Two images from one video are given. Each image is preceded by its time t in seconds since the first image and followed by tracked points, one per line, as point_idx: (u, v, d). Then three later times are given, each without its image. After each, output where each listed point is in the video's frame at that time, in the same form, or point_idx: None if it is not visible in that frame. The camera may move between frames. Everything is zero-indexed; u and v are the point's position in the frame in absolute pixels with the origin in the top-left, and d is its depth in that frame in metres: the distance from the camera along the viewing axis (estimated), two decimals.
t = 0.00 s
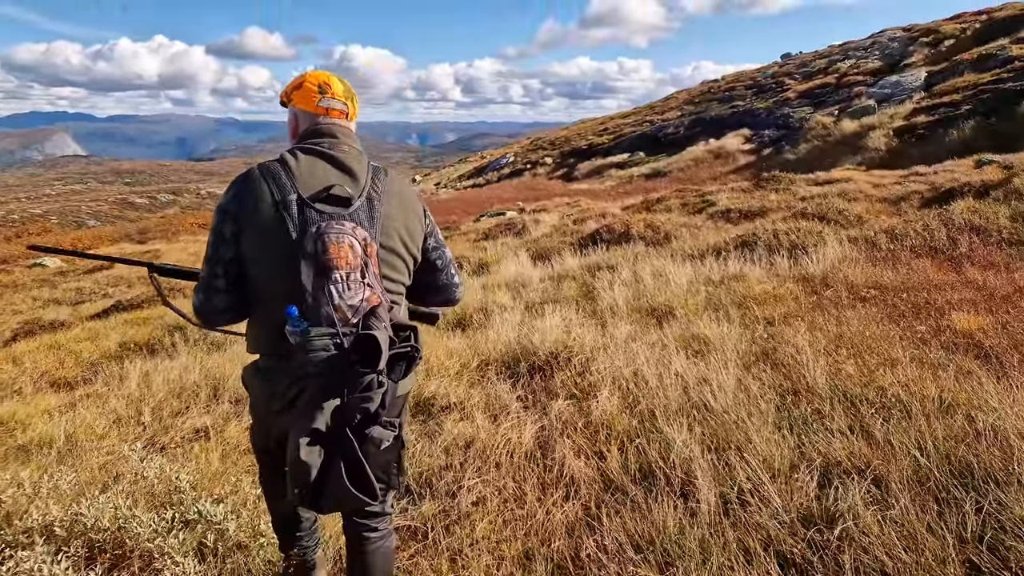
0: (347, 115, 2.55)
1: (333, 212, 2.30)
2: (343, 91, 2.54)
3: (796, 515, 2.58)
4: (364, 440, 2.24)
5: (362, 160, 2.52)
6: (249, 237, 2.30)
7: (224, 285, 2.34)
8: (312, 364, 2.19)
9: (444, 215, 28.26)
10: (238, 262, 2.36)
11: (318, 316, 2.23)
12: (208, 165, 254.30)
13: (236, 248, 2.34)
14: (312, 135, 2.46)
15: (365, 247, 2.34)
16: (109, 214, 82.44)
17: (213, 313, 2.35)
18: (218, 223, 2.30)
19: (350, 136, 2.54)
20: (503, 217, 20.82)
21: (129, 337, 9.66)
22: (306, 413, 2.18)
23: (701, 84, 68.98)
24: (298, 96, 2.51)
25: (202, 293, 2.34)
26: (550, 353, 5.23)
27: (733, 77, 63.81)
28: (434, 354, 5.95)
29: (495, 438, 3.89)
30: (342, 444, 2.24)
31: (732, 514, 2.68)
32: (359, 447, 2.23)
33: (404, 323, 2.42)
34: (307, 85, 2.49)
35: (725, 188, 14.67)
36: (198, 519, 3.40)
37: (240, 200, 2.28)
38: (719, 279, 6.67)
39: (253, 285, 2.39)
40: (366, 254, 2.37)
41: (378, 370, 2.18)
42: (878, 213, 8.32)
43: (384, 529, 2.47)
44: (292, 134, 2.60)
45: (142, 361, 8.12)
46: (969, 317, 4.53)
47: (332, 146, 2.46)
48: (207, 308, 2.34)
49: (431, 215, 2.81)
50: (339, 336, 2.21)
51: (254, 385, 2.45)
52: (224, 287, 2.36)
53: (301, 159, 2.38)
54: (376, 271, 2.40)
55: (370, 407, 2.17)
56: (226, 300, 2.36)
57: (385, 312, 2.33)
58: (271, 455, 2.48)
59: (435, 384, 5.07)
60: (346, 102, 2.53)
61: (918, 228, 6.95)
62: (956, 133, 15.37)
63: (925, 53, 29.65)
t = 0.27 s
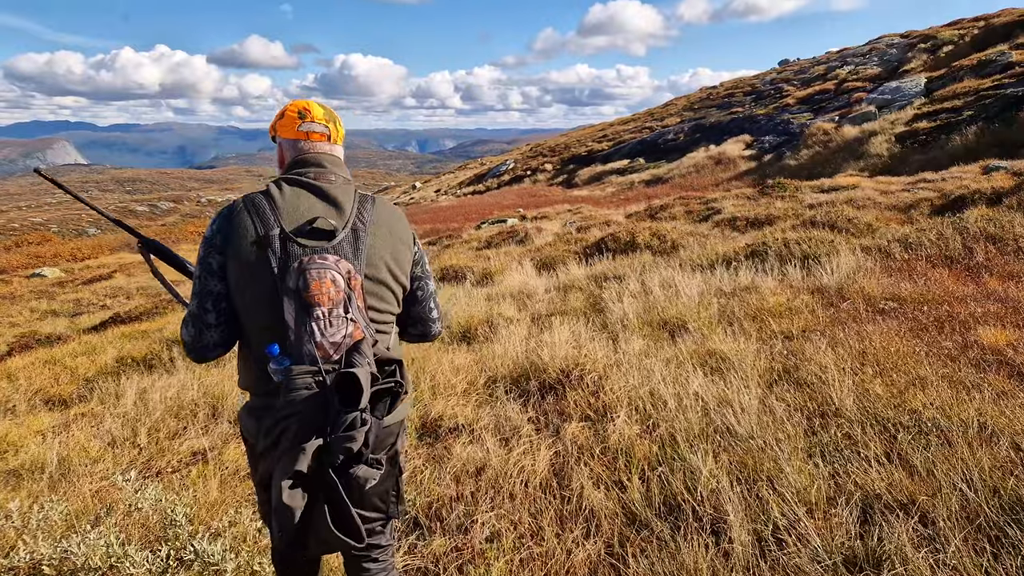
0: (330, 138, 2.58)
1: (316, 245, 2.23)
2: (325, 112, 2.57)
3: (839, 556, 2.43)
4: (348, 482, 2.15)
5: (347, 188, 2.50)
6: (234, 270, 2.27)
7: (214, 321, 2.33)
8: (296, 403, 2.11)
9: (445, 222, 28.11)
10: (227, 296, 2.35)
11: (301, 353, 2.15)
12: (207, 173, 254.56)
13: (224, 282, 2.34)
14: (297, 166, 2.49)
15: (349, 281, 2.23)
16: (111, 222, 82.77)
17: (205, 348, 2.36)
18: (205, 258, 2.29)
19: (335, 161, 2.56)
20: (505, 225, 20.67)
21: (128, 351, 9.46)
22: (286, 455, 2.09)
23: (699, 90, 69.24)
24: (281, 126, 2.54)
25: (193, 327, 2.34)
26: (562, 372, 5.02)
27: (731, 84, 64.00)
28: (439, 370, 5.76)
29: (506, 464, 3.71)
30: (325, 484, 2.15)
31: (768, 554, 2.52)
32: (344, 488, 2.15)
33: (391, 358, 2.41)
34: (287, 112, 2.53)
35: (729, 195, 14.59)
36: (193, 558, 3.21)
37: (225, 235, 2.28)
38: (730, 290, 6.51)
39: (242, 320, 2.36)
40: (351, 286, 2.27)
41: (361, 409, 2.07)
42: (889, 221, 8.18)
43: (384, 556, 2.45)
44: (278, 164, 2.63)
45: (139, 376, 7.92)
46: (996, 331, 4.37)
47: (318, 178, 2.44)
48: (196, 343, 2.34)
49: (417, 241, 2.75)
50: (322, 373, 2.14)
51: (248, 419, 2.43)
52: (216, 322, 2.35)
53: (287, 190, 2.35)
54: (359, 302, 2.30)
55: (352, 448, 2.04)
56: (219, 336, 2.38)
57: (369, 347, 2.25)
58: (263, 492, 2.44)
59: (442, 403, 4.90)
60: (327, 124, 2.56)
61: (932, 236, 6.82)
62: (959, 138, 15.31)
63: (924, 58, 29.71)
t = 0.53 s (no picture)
0: (304, 185, 2.71)
1: (294, 296, 2.40)
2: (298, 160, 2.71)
3: None
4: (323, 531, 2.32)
5: (325, 235, 2.66)
6: (216, 325, 2.44)
7: (199, 374, 2.53)
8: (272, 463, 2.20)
9: (448, 235, 28.02)
10: (210, 349, 2.53)
11: (284, 405, 2.33)
12: (209, 186, 255.85)
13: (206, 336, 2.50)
14: (275, 217, 2.62)
15: (329, 330, 2.43)
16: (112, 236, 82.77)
17: (192, 399, 2.57)
18: (186, 316, 2.45)
19: (310, 207, 2.71)
20: (508, 239, 20.59)
21: (127, 370, 9.26)
22: (266, 510, 2.21)
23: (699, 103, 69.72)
24: (257, 178, 2.69)
25: (177, 383, 2.54)
26: (579, 398, 4.82)
27: (731, 97, 64.42)
28: (447, 392, 5.63)
29: (520, 499, 3.56)
30: (303, 535, 2.30)
31: None
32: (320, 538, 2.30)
33: (371, 411, 2.46)
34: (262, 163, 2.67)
35: (733, 209, 14.54)
36: None
37: (204, 292, 2.44)
38: (742, 310, 6.40)
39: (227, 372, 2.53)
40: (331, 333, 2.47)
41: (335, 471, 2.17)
42: (900, 238, 8.10)
43: None
44: (257, 214, 2.77)
45: (139, 398, 7.73)
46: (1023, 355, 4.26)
47: (295, 227, 2.60)
48: (182, 394, 2.54)
49: (395, 282, 2.94)
50: (301, 429, 2.27)
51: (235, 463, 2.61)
52: (199, 375, 2.55)
53: (264, 243, 2.51)
54: (340, 348, 2.50)
55: (327, 507, 2.17)
56: (204, 386, 2.57)
57: (349, 402, 2.37)
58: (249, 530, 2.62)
59: (450, 428, 4.77)
60: (300, 172, 2.70)
61: (946, 254, 6.74)
62: (964, 152, 15.32)
63: (924, 71, 29.92)
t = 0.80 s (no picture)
0: (292, 198, 2.78)
1: (284, 304, 2.45)
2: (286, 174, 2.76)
3: None
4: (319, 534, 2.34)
5: (312, 244, 2.72)
6: (205, 333, 2.51)
7: (187, 382, 2.60)
8: (267, 465, 2.23)
9: (449, 246, 27.99)
10: (199, 357, 2.61)
11: (275, 412, 2.37)
12: (211, 197, 256.94)
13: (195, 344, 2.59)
14: (264, 227, 2.68)
15: (318, 337, 2.48)
16: (113, 246, 82.85)
17: (180, 408, 2.61)
18: (178, 324, 2.56)
19: (299, 218, 2.78)
20: (510, 250, 20.54)
21: (126, 384, 9.11)
22: (261, 513, 2.22)
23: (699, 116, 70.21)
24: (247, 190, 2.75)
25: (166, 391, 2.60)
26: (593, 414, 4.69)
27: (731, 109, 64.89)
28: (453, 407, 5.52)
29: (531, 521, 3.44)
30: (299, 539, 2.32)
31: None
32: (316, 539, 2.33)
33: (363, 413, 2.52)
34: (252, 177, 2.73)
35: (736, 221, 14.52)
36: None
37: (196, 300, 2.53)
38: (751, 323, 6.32)
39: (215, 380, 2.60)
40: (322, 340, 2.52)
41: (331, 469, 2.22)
42: (907, 251, 8.06)
43: None
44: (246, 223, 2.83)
45: (137, 412, 7.59)
46: None
47: (283, 238, 2.66)
48: (168, 402, 2.59)
49: (385, 291, 2.98)
50: (294, 431, 2.31)
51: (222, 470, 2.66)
52: (187, 382, 2.63)
53: (253, 253, 2.58)
54: (331, 355, 2.55)
55: (324, 504, 2.24)
56: (191, 394, 2.63)
57: (341, 404, 2.42)
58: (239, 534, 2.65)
59: (456, 445, 4.65)
60: (290, 186, 2.77)
61: (957, 267, 6.68)
62: (967, 164, 15.36)
63: (923, 85, 30.16)
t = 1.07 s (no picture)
0: (283, 210, 2.75)
1: (287, 308, 2.46)
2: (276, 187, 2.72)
3: None
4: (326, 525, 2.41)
5: (308, 252, 2.75)
6: (205, 337, 2.48)
7: (178, 383, 2.51)
8: (276, 462, 2.27)
9: (450, 251, 27.93)
10: (196, 360, 2.56)
11: (277, 412, 2.32)
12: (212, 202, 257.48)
13: (194, 348, 2.55)
14: (258, 234, 2.67)
15: (321, 339, 2.47)
16: (114, 251, 82.93)
17: (171, 410, 2.51)
18: (176, 326, 2.52)
19: (293, 229, 2.76)
20: (512, 255, 20.49)
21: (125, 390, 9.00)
22: (272, 508, 2.27)
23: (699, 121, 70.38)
24: (239, 198, 2.76)
25: (157, 393, 2.49)
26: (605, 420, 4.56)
27: (732, 114, 65.05)
28: (457, 414, 5.42)
29: (540, 533, 3.34)
30: (307, 532, 2.39)
31: None
32: (324, 532, 2.41)
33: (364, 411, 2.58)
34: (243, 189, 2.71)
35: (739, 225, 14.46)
36: None
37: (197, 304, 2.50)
38: (759, 329, 6.23)
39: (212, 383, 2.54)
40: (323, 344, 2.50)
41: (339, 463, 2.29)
42: (915, 255, 8.00)
43: None
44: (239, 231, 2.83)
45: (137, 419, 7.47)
46: None
47: (279, 244, 2.64)
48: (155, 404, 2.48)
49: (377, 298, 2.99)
50: (301, 430, 2.31)
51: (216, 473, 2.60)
52: (178, 384, 2.53)
53: (251, 259, 2.56)
54: (331, 359, 2.54)
55: (334, 495, 2.29)
56: (181, 397, 2.53)
57: (345, 403, 2.43)
58: (234, 535, 2.65)
59: (461, 454, 4.55)
60: (279, 199, 2.73)
61: (967, 271, 6.61)
62: (971, 168, 15.32)
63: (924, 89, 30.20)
